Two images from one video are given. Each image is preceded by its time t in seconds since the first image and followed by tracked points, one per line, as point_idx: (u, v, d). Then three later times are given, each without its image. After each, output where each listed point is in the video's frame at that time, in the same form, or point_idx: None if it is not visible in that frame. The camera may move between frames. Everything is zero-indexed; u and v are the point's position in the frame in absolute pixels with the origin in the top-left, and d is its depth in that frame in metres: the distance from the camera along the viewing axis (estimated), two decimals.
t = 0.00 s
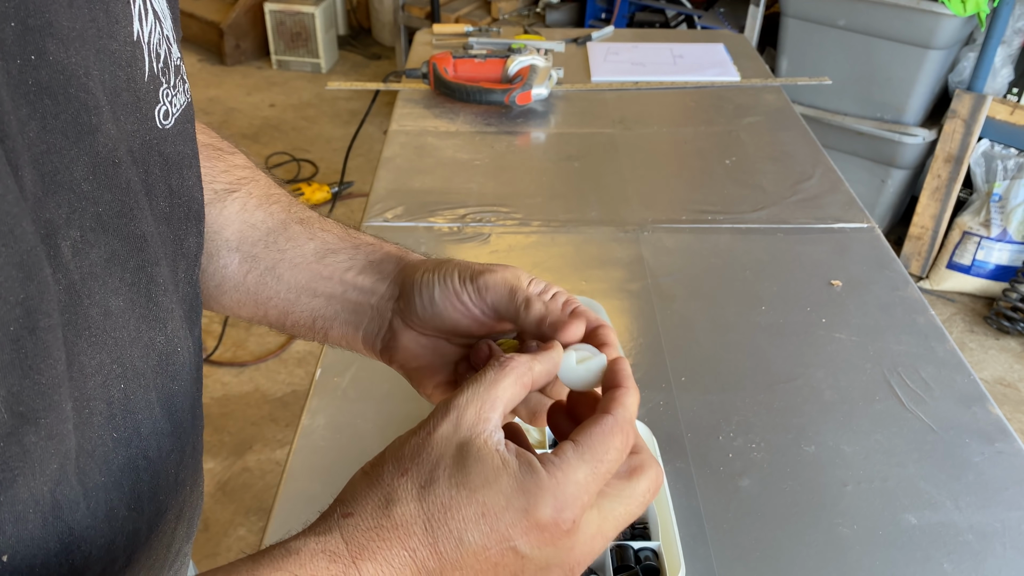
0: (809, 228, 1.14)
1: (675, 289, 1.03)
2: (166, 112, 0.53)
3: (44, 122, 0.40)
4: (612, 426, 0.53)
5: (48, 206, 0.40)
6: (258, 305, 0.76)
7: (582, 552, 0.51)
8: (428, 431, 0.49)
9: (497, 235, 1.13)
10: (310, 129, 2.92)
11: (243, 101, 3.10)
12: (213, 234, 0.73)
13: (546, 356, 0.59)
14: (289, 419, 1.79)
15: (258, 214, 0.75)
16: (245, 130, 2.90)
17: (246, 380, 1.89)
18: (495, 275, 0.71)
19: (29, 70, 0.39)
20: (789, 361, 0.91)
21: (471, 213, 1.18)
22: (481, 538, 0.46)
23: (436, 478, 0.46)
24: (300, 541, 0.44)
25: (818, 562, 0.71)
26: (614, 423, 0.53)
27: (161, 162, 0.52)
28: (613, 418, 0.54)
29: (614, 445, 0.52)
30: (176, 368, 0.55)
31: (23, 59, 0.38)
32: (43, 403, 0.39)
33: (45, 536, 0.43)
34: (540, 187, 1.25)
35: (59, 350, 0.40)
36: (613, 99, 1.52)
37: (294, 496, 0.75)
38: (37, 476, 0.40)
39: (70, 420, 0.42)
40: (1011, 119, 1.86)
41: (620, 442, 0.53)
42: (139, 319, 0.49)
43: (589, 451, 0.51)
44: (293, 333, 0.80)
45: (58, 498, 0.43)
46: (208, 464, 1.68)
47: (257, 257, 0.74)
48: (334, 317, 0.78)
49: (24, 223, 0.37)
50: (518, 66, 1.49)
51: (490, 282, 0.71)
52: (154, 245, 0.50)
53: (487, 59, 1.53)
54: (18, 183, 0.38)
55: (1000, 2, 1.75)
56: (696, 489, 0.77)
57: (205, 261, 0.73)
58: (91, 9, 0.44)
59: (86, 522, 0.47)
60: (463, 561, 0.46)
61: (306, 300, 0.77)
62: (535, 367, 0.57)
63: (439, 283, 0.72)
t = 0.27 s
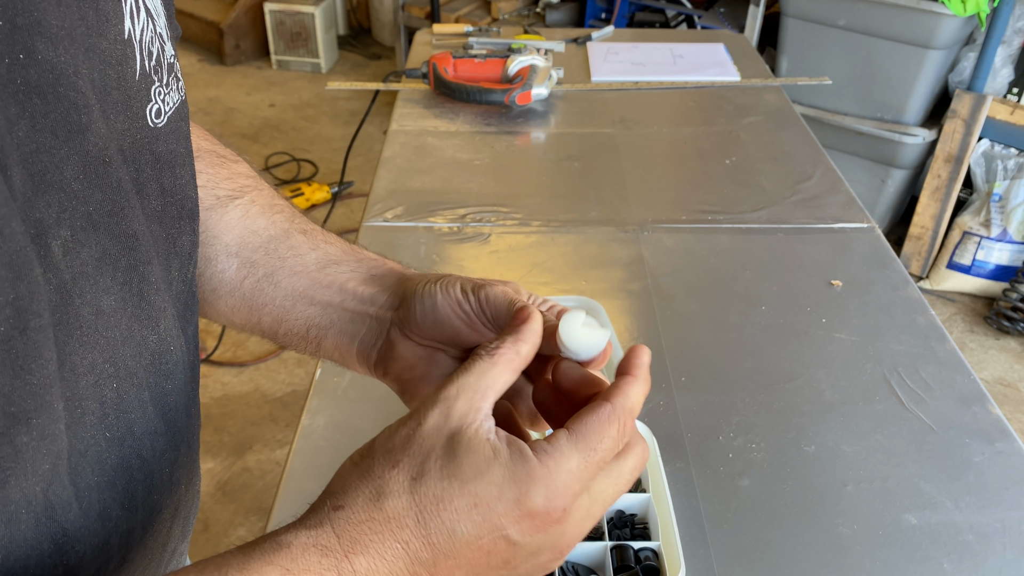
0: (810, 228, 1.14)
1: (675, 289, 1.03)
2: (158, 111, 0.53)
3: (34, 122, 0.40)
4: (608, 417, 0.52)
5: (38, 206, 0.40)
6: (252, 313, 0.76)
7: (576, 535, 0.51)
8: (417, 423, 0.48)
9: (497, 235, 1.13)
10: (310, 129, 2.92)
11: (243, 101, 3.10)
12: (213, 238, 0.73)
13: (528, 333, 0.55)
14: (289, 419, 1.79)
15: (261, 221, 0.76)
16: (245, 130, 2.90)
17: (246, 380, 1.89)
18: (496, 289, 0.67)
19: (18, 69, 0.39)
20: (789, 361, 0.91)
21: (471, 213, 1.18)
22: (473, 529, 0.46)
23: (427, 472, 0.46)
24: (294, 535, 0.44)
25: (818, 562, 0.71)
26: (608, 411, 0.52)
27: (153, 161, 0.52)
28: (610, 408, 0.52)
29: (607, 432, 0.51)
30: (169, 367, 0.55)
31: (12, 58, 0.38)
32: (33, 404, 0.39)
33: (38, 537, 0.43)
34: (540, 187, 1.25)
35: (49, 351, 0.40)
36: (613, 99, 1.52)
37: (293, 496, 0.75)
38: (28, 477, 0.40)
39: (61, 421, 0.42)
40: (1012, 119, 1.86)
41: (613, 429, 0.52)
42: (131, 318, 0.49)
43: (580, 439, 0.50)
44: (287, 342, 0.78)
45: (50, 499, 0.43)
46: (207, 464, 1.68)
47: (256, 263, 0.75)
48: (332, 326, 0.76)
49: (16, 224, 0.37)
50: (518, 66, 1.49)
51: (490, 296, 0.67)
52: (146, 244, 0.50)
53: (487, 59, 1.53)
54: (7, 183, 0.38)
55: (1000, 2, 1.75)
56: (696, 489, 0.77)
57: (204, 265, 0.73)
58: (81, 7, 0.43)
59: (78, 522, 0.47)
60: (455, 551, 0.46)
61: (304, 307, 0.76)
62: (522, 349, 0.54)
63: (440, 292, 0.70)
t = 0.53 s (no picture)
0: (810, 228, 1.14)
1: (675, 289, 1.03)
2: (153, 111, 0.53)
3: (24, 122, 0.40)
4: (577, 425, 0.52)
5: (29, 207, 0.40)
6: (252, 311, 0.75)
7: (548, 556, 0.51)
8: (402, 431, 0.48)
9: (497, 236, 1.13)
10: (310, 129, 2.92)
11: (243, 101, 3.10)
12: (216, 237, 0.73)
13: (527, 348, 0.55)
14: (289, 419, 1.79)
15: (265, 223, 0.76)
16: (245, 130, 2.90)
17: (246, 380, 1.89)
18: (502, 288, 0.71)
19: (8, 69, 0.39)
20: (788, 361, 0.91)
21: (471, 213, 1.18)
22: (446, 544, 0.46)
23: (406, 483, 0.46)
24: (270, 537, 0.44)
25: (818, 562, 0.71)
26: (579, 422, 0.52)
27: (148, 161, 0.52)
28: (579, 416, 0.53)
29: (580, 445, 0.52)
30: (163, 370, 0.55)
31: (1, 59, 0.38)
32: (21, 408, 0.39)
33: (26, 542, 0.43)
34: (540, 187, 1.25)
35: (37, 354, 0.40)
36: (613, 99, 1.52)
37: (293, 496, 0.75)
38: (14, 481, 0.40)
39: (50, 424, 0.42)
40: (1012, 119, 1.86)
41: (586, 442, 0.52)
42: (124, 320, 0.49)
43: (555, 456, 0.50)
44: (282, 343, 0.77)
45: (37, 503, 0.43)
46: (208, 464, 1.68)
47: (258, 262, 0.75)
48: (330, 326, 0.75)
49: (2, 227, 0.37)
50: (518, 66, 1.49)
51: (497, 293, 0.71)
52: (140, 246, 0.50)
53: (487, 59, 1.53)
54: None
55: (1000, 2, 1.75)
56: (696, 489, 0.77)
57: (205, 264, 0.74)
58: (73, 7, 0.43)
59: (66, 527, 0.47)
60: (428, 564, 0.46)
61: (303, 307, 0.75)
62: (518, 364, 0.54)
63: (449, 288, 0.71)
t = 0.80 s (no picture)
0: (810, 228, 1.14)
1: (675, 289, 1.03)
2: (149, 111, 0.53)
3: (18, 123, 0.40)
4: (583, 449, 0.52)
5: (24, 209, 0.40)
6: (252, 313, 0.75)
7: None
8: (410, 448, 0.48)
9: (497, 236, 1.13)
10: (310, 129, 2.92)
11: (243, 101, 3.10)
12: (215, 238, 0.73)
13: (541, 368, 0.54)
14: (289, 419, 1.79)
15: (265, 223, 0.76)
16: (245, 130, 2.90)
17: (246, 380, 1.89)
18: (502, 292, 0.70)
19: (3, 70, 0.39)
20: (788, 361, 0.91)
21: (471, 213, 1.18)
22: (450, 567, 0.46)
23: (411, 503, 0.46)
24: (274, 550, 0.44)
25: (819, 562, 0.71)
26: (586, 445, 0.52)
27: (146, 162, 0.52)
28: (586, 439, 0.53)
29: (585, 470, 0.51)
30: (161, 371, 0.55)
31: None
32: (15, 411, 0.39)
33: (22, 545, 0.43)
34: (539, 187, 1.25)
35: (32, 357, 0.40)
36: (613, 99, 1.52)
37: (293, 497, 0.75)
38: (10, 484, 0.40)
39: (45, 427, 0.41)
40: (1012, 119, 1.86)
41: (591, 465, 0.52)
42: (121, 322, 0.49)
43: (561, 481, 0.50)
44: (283, 345, 0.77)
45: (33, 507, 0.43)
46: (208, 464, 1.68)
47: (258, 263, 0.75)
48: (330, 328, 0.76)
49: None
50: (518, 66, 1.49)
51: (496, 298, 0.69)
52: (137, 247, 0.49)
53: (487, 59, 1.53)
54: None
55: (1000, 2, 1.75)
56: (696, 489, 0.77)
57: (204, 267, 0.73)
58: (69, 6, 0.43)
59: (62, 530, 0.47)
60: None
61: (304, 309, 0.75)
62: (531, 384, 0.53)
63: (448, 292, 0.70)
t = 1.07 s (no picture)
0: (810, 228, 1.14)
1: (675, 289, 1.03)
2: (150, 109, 0.53)
3: (19, 122, 0.40)
4: (572, 454, 0.51)
5: (25, 209, 0.40)
6: (252, 309, 0.75)
7: None
8: (399, 455, 0.46)
9: (497, 235, 1.13)
10: (310, 129, 2.92)
11: (243, 101, 3.10)
12: (215, 234, 0.73)
13: (542, 376, 0.54)
14: (289, 419, 1.79)
15: (262, 217, 0.76)
16: (245, 130, 2.90)
17: (246, 380, 1.89)
18: (499, 278, 0.69)
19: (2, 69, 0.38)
20: (788, 361, 0.91)
21: (471, 213, 1.18)
22: None
23: (400, 515, 0.45)
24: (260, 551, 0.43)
25: (819, 562, 0.71)
26: (575, 450, 0.51)
27: (146, 160, 0.52)
28: (574, 443, 0.52)
29: (575, 476, 0.51)
30: (161, 370, 0.55)
31: None
32: (13, 411, 0.38)
33: (21, 545, 0.43)
34: (540, 187, 1.25)
35: (31, 358, 0.40)
36: (613, 99, 1.52)
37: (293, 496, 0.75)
38: (8, 484, 0.40)
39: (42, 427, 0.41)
40: (1012, 119, 1.86)
41: (581, 471, 0.51)
42: (123, 321, 0.49)
43: (550, 491, 0.49)
44: (287, 340, 0.77)
45: (31, 507, 0.43)
46: (208, 464, 1.68)
47: (257, 259, 0.75)
48: (331, 322, 0.76)
49: None
50: (518, 66, 1.49)
51: (494, 285, 0.68)
52: (138, 246, 0.50)
53: (487, 59, 1.53)
54: None
55: (1000, 2, 1.75)
56: (696, 490, 0.77)
57: (204, 263, 0.74)
58: (68, 5, 0.43)
59: (60, 529, 0.47)
60: None
61: (304, 304, 0.75)
62: (529, 393, 0.53)
63: (445, 284, 0.70)
